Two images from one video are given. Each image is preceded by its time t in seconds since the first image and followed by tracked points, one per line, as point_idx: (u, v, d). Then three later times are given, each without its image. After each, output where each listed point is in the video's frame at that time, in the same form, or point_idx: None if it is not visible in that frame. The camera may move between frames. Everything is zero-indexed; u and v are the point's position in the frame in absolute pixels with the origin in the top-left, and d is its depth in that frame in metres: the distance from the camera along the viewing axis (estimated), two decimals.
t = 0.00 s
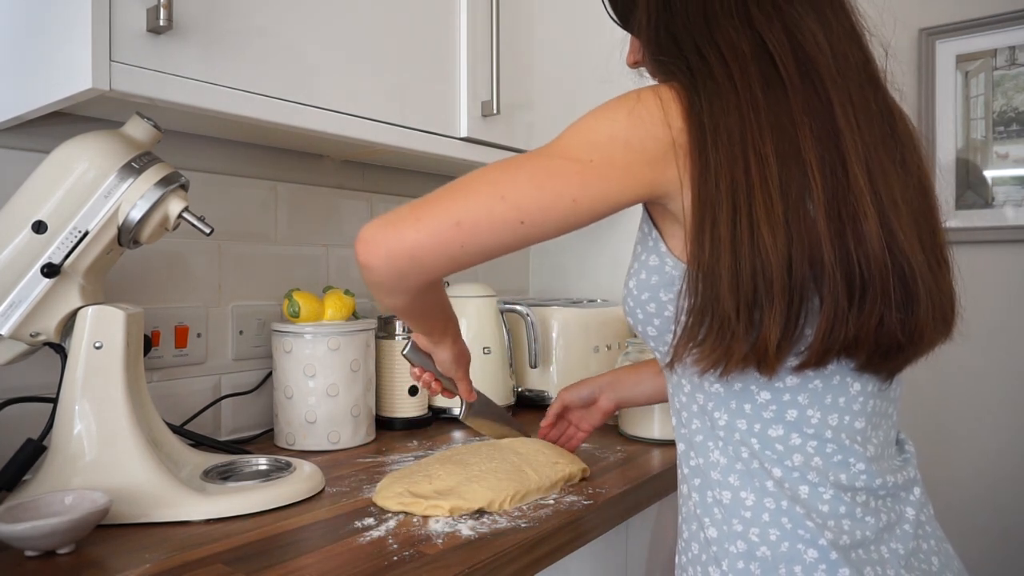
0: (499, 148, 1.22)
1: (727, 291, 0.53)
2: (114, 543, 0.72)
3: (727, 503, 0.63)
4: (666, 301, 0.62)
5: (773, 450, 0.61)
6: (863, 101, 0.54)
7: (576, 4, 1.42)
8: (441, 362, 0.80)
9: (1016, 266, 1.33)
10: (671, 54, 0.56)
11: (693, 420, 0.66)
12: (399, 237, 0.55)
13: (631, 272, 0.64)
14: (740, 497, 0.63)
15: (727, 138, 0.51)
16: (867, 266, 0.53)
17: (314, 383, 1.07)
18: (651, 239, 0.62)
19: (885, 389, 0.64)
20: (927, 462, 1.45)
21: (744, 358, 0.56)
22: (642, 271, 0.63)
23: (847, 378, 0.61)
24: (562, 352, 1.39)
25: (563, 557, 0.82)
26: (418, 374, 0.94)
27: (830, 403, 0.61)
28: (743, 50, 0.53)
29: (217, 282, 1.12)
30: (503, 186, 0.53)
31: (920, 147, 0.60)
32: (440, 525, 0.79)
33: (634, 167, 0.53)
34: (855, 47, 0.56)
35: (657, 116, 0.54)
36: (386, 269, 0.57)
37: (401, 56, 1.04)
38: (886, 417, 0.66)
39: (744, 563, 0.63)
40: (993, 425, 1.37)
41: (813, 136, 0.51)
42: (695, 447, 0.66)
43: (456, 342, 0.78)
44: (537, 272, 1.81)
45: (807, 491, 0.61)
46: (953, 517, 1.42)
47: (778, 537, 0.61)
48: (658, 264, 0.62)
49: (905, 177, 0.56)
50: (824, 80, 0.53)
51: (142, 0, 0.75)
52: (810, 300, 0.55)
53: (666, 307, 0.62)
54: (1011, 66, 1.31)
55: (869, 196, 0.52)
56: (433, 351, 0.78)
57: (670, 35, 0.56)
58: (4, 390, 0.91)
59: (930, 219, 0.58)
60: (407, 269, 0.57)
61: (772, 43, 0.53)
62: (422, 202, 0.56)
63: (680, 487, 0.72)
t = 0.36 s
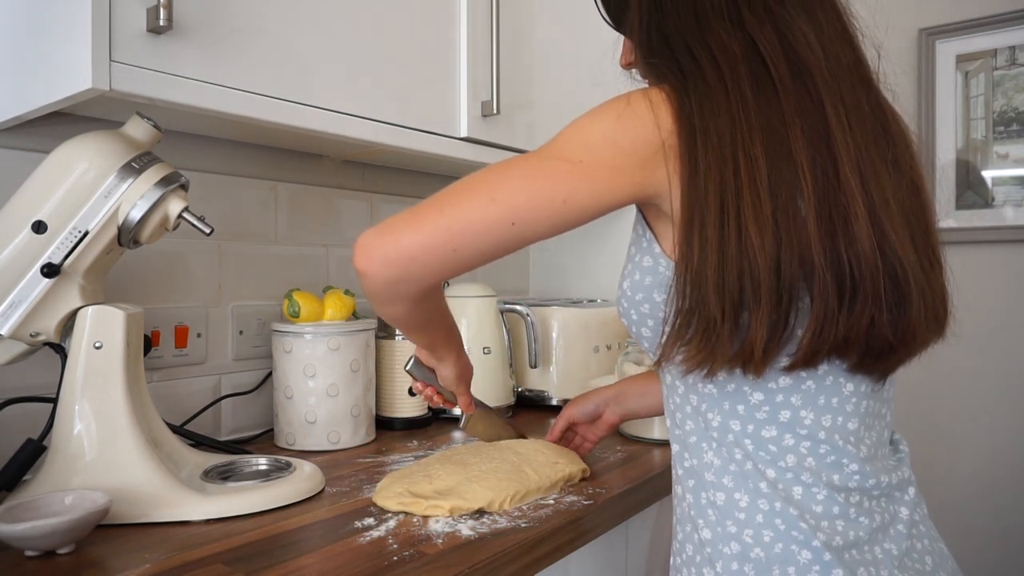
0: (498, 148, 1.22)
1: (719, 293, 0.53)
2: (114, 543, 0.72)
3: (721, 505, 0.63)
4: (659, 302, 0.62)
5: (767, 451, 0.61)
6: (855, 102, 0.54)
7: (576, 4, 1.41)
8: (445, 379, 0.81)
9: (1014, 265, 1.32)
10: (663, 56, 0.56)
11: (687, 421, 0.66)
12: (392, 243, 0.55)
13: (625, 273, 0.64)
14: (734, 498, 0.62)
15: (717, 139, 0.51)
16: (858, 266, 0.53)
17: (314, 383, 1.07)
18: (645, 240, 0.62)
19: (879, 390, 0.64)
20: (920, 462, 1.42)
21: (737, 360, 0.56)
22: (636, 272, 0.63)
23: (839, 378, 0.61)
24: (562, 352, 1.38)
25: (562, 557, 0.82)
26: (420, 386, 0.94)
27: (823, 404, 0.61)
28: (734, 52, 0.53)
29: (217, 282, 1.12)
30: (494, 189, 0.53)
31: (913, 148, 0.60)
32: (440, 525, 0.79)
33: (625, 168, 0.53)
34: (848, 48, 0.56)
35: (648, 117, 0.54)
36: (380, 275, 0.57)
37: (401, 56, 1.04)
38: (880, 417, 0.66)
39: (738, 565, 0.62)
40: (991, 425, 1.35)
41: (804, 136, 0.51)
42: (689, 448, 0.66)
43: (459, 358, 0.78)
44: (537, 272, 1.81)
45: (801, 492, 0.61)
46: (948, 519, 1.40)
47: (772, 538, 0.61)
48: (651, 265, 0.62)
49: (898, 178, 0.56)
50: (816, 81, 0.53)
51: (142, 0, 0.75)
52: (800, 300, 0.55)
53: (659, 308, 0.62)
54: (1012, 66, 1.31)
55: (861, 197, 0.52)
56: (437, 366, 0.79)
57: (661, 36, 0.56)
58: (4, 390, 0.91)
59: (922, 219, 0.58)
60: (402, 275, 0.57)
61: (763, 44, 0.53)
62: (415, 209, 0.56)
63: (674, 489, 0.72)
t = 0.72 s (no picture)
0: (499, 148, 1.22)
1: (720, 294, 0.53)
2: (114, 543, 0.72)
3: (720, 507, 0.63)
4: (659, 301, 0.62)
5: (767, 452, 0.61)
6: (857, 102, 0.54)
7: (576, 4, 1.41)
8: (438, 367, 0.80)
9: (1013, 265, 1.32)
10: (665, 54, 0.56)
11: (686, 422, 0.66)
12: (390, 241, 0.55)
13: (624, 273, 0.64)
14: (733, 500, 0.62)
15: (720, 138, 0.51)
16: (860, 267, 0.53)
17: (314, 383, 1.07)
18: (644, 239, 0.62)
19: (878, 392, 0.64)
20: (920, 463, 1.42)
21: (738, 360, 0.56)
22: (635, 271, 0.63)
23: (840, 379, 0.61)
24: (562, 352, 1.39)
25: (562, 557, 0.82)
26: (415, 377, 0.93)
27: (823, 405, 0.61)
28: (737, 50, 0.53)
29: (217, 282, 1.12)
30: (496, 187, 0.52)
31: (913, 149, 0.60)
32: (440, 525, 0.79)
33: (628, 165, 0.53)
34: (849, 48, 0.56)
35: (651, 115, 0.53)
36: (378, 273, 0.57)
37: (401, 56, 1.04)
38: (879, 419, 0.66)
39: (736, 567, 0.62)
40: (991, 425, 1.35)
41: (807, 136, 0.51)
42: (688, 449, 0.66)
43: (452, 346, 0.77)
44: (537, 272, 1.81)
45: (801, 494, 0.61)
46: (948, 519, 1.40)
47: (771, 541, 0.61)
48: (651, 264, 0.61)
49: (899, 179, 0.56)
50: (819, 80, 0.53)
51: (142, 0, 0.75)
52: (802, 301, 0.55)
53: (659, 307, 0.62)
54: (1012, 66, 1.31)
55: (863, 197, 0.52)
56: (429, 357, 0.78)
57: (662, 34, 0.56)
58: (4, 390, 0.91)
59: (923, 220, 0.58)
60: (401, 273, 0.57)
61: (765, 43, 0.53)
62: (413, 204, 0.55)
63: (673, 491, 0.72)
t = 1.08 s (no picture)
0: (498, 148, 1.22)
1: (725, 293, 0.53)
2: (114, 543, 0.72)
3: (722, 507, 0.63)
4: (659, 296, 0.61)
5: (769, 452, 0.61)
6: (861, 103, 0.54)
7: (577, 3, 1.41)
8: (424, 349, 0.80)
9: (1014, 265, 1.32)
10: (668, 51, 0.55)
11: (688, 421, 0.66)
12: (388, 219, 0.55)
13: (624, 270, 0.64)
14: (736, 500, 0.62)
15: (726, 136, 0.51)
16: (866, 268, 0.53)
17: (314, 383, 1.07)
18: (645, 237, 0.62)
19: (881, 392, 0.64)
20: (920, 463, 1.42)
21: (744, 361, 0.56)
22: (635, 268, 0.63)
23: (843, 379, 0.61)
24: (562, 352, 1.39)
25: (563, 557, 0.82)
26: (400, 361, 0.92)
27: (826, 405, 0.61)
28: (742, 49, 0.53)
29: (217, 282, 1.12)
30: (499, 171, 0.52)
31: (916, 151, 0.60)
32: (440, 525, 0.79)
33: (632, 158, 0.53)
34: (852, 50, 0.56)
35: (657, 109, 0.53)
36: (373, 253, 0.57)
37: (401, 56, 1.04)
38: (881, 419, 0.66)
39: (739, 568, 0.62)
40: (992, 425, 1.34)
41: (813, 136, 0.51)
42: (690, 449, 0.66)
43: (438, 328, 0.77)
44: (537, 272, 1.81)
45: (803, 494, 0.61)
46: (948, 520, 1.39)
47: (774, 541, 0.61)
48: (651, 261, 0.61)
49: (904, 181, 0.56)
50: (824, 80, 0.53)
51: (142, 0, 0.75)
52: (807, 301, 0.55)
53: (660, 305, 0.62)
54: (1012, 66, 1.30)
55: (869, 199, 0.52)
56: (414, 338, 0.78)
57: (666, 32, 0.56)
58: (4, 390, 0.91)
59: (928, 222, 0.58)
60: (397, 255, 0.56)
61: (771, 42, 0.53)
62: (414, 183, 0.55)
63: (674, 490, 0.71)
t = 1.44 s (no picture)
0: (498, 148, 1.22)
1: (724, 296, 0.53)
2: (114, 543, 0.72)
3: (723, 507, 0.63)
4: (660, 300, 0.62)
5: (770, 452, 0.61)
6: (859, 104, 0.54)
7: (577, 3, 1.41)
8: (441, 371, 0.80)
9: (1014, 265, 1.32)
10: (665, 53, 0.55)
11: (688, 422, 0.66)
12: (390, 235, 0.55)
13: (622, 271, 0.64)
14: (736, 501, 0.62)
15: (724, 141, 0.51)
16: (866, 269, 0.53)
17: (314, 383, 1.07)
18: (643, 238, 0.62)
19: (881, 392, 0.64)
20: (920, 463, 1.42)
21: (744, 364, 0.56)
22: (634, 270, 0.63)
23: (843, 379, 0.61)
24: (562, 352, 1.39)
25: (562, 557, 0.82)
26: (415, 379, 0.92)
27: (826, 405, 0.61)
28: (741, 51, 0.53)
29: (217, 282, 1.12)
30: (499, 180, 0.52)
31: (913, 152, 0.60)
32: (440, 525, 0.79)
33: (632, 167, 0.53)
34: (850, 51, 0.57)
35: (654, 115, 0.54)
36: (377, 269, 0.57)
37: (401, 55, 1.04)
38: (880, 419, 0.66)
39: (740, 569, 0.62)
40: (993, 426, 1.34)
41: (815, 137, 0.52)
42: (690, 450, 0.66)
43: (456, 351, 0.77)
44: (537, 272, 1.81)
45: (803, 494, 0.61)
46: (948, 520, 1.39)
47: (774, 542, 0.61)
48: (650, 263, 0.61)
49: (904, 181, 0.57)
50: (823, 81, 0.53)
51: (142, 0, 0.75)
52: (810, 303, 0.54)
53: (659, 307, 0.62)
54: (1012, 66, 1.30)
55: (868, 200, 0.52)
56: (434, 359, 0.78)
57: (664, 33, 0.56)
58: (4, 390, 0.91)
59: (927, 223, 0.58)
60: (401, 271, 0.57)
61: (770, 44, 0.53)
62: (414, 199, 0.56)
63: (675, 491, 0.72)
